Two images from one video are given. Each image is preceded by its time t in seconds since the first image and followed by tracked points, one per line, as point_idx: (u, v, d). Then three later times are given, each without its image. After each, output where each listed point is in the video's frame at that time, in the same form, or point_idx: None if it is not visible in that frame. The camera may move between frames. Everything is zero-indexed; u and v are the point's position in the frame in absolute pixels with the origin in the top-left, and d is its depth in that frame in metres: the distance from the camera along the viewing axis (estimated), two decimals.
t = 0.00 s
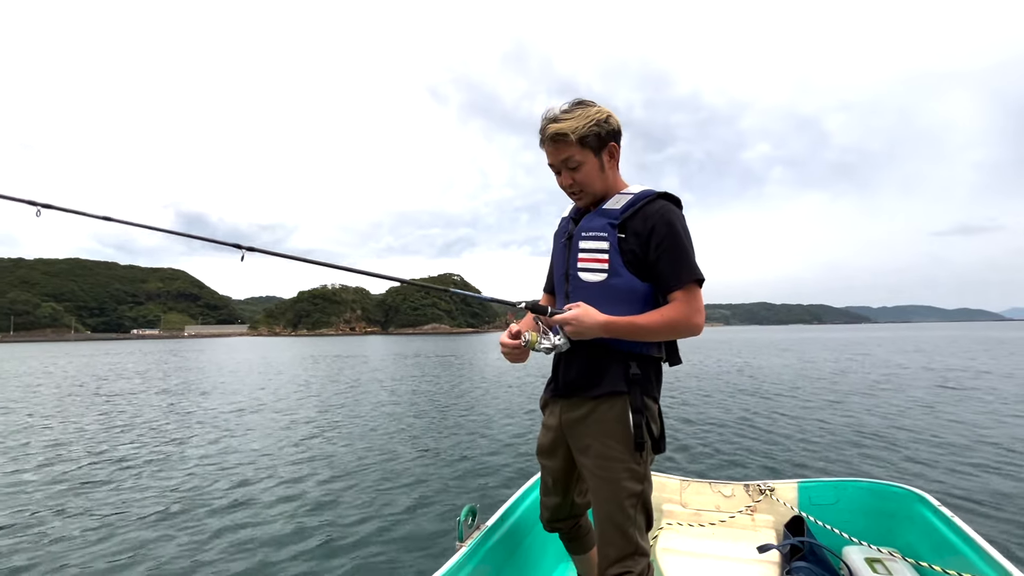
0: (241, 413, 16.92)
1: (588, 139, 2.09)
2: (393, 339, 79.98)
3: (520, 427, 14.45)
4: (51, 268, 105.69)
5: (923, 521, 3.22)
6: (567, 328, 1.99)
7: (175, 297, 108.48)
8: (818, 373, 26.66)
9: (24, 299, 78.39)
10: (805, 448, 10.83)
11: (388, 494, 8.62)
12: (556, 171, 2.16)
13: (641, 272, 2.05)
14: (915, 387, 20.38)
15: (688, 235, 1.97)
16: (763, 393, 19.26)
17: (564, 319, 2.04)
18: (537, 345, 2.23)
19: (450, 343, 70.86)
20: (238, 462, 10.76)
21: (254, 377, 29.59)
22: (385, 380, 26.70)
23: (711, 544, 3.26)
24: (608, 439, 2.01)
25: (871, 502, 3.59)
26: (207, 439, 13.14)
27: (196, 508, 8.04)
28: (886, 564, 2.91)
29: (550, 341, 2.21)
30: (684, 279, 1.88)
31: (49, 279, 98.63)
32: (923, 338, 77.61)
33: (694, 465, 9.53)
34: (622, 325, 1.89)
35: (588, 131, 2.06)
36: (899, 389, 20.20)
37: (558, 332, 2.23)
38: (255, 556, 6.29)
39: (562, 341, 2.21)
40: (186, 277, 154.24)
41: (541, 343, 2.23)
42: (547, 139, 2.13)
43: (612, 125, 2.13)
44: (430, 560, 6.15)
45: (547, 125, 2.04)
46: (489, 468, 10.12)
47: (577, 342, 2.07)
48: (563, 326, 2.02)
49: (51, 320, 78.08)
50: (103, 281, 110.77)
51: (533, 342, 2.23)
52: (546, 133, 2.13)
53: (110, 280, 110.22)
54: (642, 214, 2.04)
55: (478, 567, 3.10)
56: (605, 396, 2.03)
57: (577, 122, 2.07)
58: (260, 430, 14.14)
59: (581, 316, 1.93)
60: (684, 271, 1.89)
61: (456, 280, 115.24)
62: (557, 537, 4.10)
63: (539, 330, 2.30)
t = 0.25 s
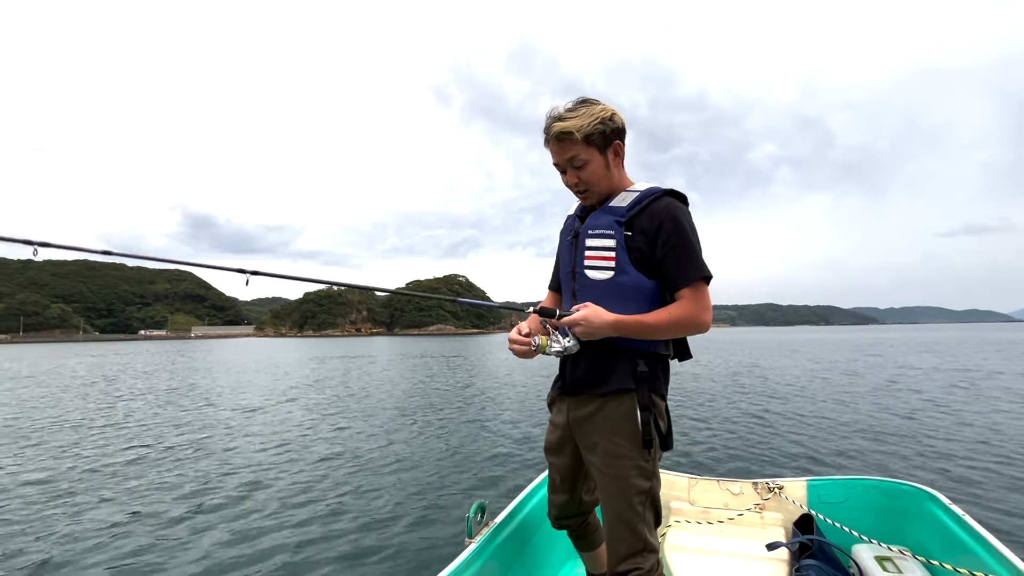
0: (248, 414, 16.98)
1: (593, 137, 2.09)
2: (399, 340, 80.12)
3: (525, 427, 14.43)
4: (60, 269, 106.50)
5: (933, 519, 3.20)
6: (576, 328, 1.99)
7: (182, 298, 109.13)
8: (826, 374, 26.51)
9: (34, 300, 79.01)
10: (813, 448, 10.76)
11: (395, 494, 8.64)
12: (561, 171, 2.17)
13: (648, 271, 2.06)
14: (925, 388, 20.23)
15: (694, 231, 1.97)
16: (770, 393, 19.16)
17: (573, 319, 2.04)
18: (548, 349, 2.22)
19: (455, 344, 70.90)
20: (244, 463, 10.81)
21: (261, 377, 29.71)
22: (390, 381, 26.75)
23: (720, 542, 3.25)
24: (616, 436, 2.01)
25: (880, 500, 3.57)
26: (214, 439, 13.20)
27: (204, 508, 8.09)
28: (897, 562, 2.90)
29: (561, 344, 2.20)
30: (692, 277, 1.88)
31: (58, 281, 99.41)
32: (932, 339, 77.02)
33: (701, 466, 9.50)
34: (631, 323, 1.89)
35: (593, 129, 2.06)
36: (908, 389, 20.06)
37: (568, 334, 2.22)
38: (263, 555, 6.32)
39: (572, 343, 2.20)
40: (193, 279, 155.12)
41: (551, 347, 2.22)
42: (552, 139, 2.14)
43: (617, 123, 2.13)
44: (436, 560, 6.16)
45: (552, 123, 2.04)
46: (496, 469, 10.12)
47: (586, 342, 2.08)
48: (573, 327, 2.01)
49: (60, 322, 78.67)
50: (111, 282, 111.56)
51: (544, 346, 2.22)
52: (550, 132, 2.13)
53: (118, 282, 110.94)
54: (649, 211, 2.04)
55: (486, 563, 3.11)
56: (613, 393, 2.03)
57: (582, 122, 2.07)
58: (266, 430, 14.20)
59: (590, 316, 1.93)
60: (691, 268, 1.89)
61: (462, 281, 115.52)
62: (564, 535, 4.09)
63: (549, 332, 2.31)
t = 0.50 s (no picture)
0: (257, 414, 17.12)
1: (603, 138, 2.10)
2: (407, 341, 80.36)
3: (533, 427, 14.44)
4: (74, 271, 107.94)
5: (945, 519, 3.18)
6: (587, 331, 1.99)
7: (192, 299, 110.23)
8: (837, 375, 26.30)
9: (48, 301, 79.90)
10: (824, 450, 10.69)
11: (403, 494, 8.67)
12: (572, 171, 2.18)
13: (659, 271, 2.06)
14: (937, 389, 20.02)
15: (705, 232, 1.97)
16: (780, 395, 19.04)
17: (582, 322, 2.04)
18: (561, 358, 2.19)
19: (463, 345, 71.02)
20: (254, 462, 10.89)
21: (271, 378, 29.92)
22: (399, 382, 26.84)
23: (730, 542, 3.24)
24: (627, 437, 2.02)
25: (890, 500, 3.56)
26: (225, 439, 13.32)
27: (216, 507, 8.16)
28: (908, 562, 2.89)
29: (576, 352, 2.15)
30: (704, 277, 1.89)
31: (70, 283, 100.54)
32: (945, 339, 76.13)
33: (710, 467, 9.46)
34: (644, 324, 1.90)
35: (604, 131, 2.07)
36: (920, 390, 19.86)
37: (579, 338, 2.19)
38: (274, 554, 6.37)
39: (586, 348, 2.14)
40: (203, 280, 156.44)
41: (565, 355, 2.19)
42: (563, 141, 2.14)
43: (628, 125, 2.15)
44: (446, 559, 6.18)
45: (562, 126, 2.05)
46: (504, 469, 10.13)
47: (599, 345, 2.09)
48: (584, 330, 2.01)
49: (73, 323, 79.60)
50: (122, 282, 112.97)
51: (558, 355, 2.18)
52: (561, 134, 2.14)
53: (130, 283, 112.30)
54: (659, 213, 2.05)
55: (497, 563, 3.12)
56: (624, 394, 2.04)
57: (593, 124, 2.07)
58: (276, 430, 14.29)
59: (602, 320, 1.93)
60: (703, 269, 1.90)
61: (470, 281, 115.69)
62: (574, 534, 4.10)
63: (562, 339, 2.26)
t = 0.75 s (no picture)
0: (262, 411, 17.15)
1: (612, 134, 2.10)
2: (411, 338, 80.43)
3: (537, 425, 14.44)
4: (79, 268, 108.34)
5: (953, 515, 3.17)
6: (598, 329, 1.99)
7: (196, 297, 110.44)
8: (842, 372, 26.18)
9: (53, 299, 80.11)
10: (829, 447, 10.65)
11: (408, 491, 8.69)
12: (582, 167, 2.17)
13: (667, 268, 2.06)
14: (943, 386, 19.91)
15: (714, 228, 1.96)
16: (785, 392, 18.97)
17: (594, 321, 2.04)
18: (574, 356, 2.18)
19: (467, 343, 70.98)
20: (259, 459, 10.92)
21: (275, 375, 29.99)
22: (403, 379, 26.87)
23: (737, 538, 3.24)
24: (633, 433, 2.02)
25: (897, 496, 3.55)
26: (230, 436, 13.36)
27: (223, 504, 8.20)
28: (916, 558, 2.89)
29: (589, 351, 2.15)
30: (713, 274, 1.89)
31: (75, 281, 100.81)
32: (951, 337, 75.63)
33: (715, 464, 9.45)
34: (653, 321, 1.90)
35: (614, 127, 2.08)
36: (927, 387, 19.75)
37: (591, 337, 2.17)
38: (282, 551, 6.39)
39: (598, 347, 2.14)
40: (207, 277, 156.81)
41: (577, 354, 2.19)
42: (571, 137, 2.14)
43: (636, 120, 2.14)
44: (451, 556, 6.20)
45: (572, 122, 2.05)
46: (508, 466, 10.14)
47: (610, 342, 2.09)
48: (594, 329, 2.01)
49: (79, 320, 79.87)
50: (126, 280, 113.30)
51: (569, 352, 2.18)
52: (569, 131, 2.14)
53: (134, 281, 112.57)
54: (668, 208, 2.04)
55: (505, 558, 3.13)
56: (631, 391, 2.04)
57: (602, 120, 2.07)
58: (280, 428, 14.33)
59: (614, 317, 1.93)
60: (712, 265, 1.90)
61: (472, 278, 115.55)
62: (580, 530, 4.10)
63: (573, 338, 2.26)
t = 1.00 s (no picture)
0: (263, 408, 17.16)
1: (619, 123, 2.10)
2: (411, 335, 80.57)
3: (538, 421, 14.46)
4: (80, 265, 108.42)
5: (954, 510, 3.17)
6: (600, 327, 1.97)
7: (197, 293, 110.49)
8: (843, 368, 26.20)
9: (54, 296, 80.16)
10: (830, 442, 10.66)
11: (408, 487, 8.71)
12: (588, 156, 2.14)
13: (666, 263, 2.05)
14: (944, 382, 19.92)
15: (713, 223, 1.95)
16: (786, 388, 19.00)
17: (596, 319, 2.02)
18: (577, 353, 2.15)
19: (467, 339, 71.08)
20: (259, 456, 10.94)
21: (276, 372, 30.04)
22: (403, 376, 26.92)
23: (738, 533, 3.24)
24: (632, 428, 2.01)
25: (899, 492, 3.54)
26: (231, 433, 13.38)
27: (225, 501, 8.20)
28: (917, 554, 2.89)
29: (591, 349, 2.12)
30: (713, 269, 1.88)
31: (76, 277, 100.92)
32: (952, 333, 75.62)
33: (715, 460, 9.46)
34: (654, 317, 1.89)
35: (621, 116, 2.08)
36: (927, 383, 19.76)
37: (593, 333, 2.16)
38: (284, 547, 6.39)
39: (600, 344, 2.13)
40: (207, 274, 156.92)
41: (580, 352, 2.15)
42: (577, 125, 2.12)
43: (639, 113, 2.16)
44: (452, 551, 6.22)
45: (582, 109, 2.04)
46: (509, 462, 10.16)
47: (612, 338, 2.08)
48: (596, 327, 2.00)
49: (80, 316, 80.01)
50: (127, 277, 113.41)
51: (572, 350, 2.16)
52: (576, 119, 2.12)
53: (134, 277, 112.73)
54: (667, 203, 2.03)
55: (506, 552, 3.13)
56: (629, 386, 2.03)
57: (609, 109, 2.08)
58: (281, 424, 14.35)
59: (616, 316, 1.91)
60: (712, 260, 1.88)
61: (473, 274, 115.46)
62: (581, 527, 4.10)
63: (576, 335, 2.22)
